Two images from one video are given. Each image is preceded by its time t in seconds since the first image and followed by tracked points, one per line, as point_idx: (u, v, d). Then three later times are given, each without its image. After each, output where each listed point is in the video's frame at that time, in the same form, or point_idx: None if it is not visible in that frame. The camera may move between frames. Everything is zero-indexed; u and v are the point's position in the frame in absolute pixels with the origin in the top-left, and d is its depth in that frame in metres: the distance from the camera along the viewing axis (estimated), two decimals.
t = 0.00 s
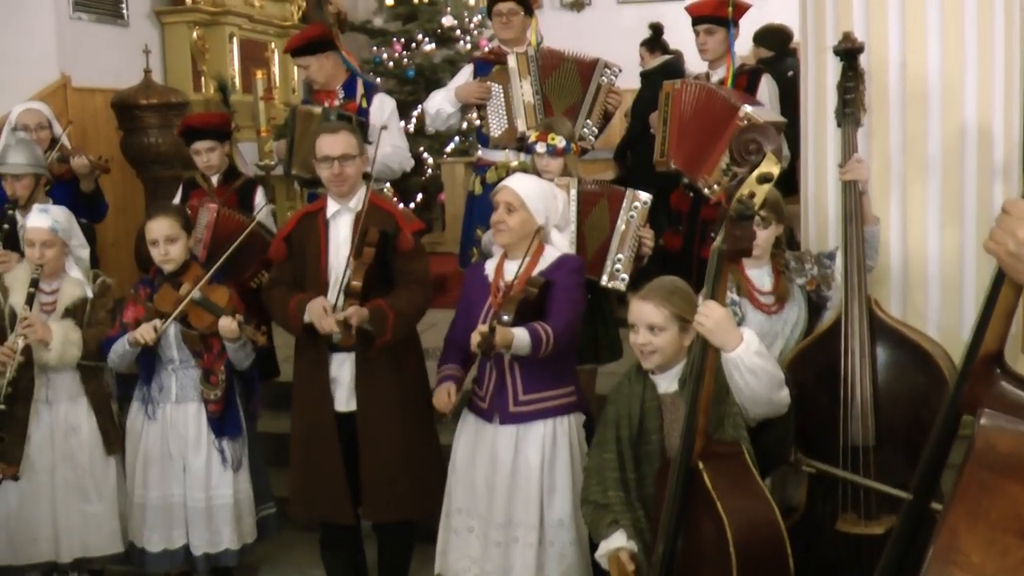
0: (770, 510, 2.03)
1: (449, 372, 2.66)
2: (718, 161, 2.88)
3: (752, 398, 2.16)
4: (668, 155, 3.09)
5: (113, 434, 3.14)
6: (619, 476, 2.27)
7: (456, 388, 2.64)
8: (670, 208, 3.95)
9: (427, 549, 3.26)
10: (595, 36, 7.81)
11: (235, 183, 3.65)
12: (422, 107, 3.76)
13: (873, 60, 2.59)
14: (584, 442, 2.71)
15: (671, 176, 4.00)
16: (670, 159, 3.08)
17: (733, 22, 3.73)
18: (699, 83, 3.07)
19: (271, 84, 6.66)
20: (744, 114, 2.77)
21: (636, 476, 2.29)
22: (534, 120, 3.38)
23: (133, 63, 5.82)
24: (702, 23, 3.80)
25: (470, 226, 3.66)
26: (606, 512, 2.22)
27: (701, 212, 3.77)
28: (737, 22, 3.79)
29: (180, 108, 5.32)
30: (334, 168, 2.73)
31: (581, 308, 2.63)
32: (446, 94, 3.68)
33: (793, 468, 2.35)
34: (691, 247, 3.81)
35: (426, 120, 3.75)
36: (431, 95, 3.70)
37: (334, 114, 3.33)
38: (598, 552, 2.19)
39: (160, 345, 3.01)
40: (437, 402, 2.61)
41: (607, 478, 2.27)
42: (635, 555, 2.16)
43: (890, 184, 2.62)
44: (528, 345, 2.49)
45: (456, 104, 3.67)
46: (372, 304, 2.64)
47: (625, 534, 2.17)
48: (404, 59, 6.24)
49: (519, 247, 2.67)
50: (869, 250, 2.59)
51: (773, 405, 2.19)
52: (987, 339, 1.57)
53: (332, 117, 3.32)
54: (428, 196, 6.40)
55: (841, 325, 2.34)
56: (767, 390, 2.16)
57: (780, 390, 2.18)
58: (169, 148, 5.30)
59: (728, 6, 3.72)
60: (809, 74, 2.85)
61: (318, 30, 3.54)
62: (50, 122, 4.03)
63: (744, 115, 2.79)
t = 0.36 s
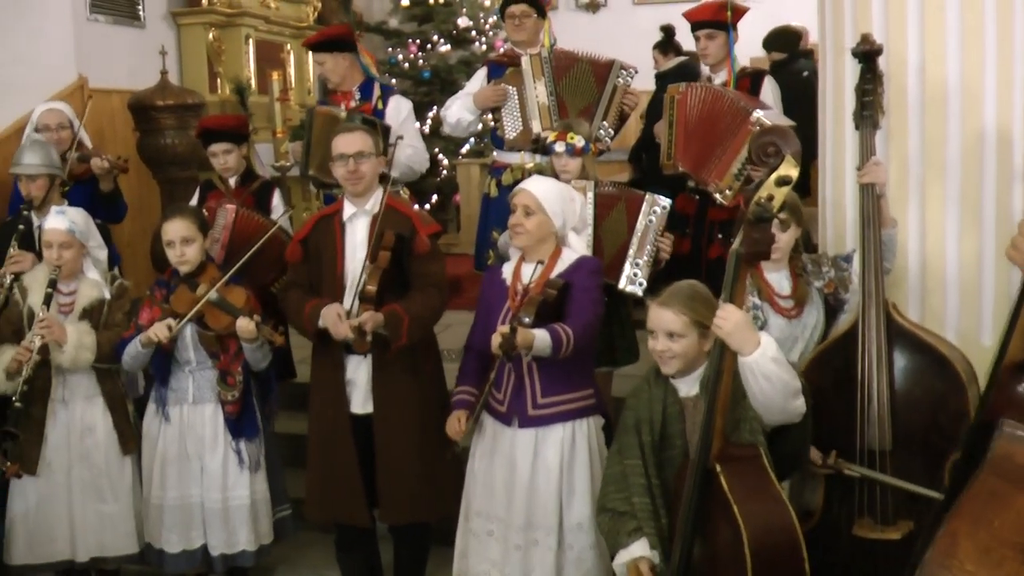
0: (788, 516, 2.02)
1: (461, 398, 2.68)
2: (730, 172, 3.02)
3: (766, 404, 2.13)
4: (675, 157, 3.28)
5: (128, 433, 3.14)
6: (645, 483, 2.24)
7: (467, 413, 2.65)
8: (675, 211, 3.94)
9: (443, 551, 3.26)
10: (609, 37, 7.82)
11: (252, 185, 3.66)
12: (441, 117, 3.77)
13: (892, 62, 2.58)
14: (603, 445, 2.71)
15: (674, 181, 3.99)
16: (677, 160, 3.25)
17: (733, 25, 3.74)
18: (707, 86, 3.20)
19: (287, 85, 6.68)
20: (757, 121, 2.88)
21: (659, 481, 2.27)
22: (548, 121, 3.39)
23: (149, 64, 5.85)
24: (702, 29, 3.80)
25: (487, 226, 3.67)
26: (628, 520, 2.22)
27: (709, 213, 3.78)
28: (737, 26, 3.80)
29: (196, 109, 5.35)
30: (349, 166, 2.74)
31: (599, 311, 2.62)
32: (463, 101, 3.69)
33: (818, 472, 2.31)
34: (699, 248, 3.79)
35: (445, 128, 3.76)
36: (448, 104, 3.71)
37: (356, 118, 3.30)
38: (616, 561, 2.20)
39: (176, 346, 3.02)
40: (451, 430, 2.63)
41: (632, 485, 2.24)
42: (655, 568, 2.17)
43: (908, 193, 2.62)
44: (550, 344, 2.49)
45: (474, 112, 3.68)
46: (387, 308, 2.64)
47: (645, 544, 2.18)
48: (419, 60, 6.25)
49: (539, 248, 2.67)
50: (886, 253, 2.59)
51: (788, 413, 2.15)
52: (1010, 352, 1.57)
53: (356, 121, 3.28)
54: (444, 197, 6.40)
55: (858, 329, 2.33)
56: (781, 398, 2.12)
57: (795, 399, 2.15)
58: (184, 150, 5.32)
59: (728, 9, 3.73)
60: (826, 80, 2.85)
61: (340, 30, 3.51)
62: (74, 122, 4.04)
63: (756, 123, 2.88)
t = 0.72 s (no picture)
0: (811, 522, 2.01)
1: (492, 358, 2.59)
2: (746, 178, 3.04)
3: (790, 410, 2.12)
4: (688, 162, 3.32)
5: (144, 431, 3.15)
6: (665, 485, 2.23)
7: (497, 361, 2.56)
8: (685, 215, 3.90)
9: (458, 552, 3.26)
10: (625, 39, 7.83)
11: (270, 184, 3.68)
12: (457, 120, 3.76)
13: (914, 65, 2.56)
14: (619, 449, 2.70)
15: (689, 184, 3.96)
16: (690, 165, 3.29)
17: (741, 32, 3.74)
18: (721, 91, 3.23)
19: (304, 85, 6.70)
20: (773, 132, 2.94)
21: (678, 482, 2.26)
22: (561, 123, 3.38)
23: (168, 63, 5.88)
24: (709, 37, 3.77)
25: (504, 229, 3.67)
26: (648, 522, 2.21)
27: (721, 218, 3.75)
28: (746, 33, 3.79)
29: (215, 108, 5.37)
30: (366, 165, 2.74)
31: (618, 316, 2.61)
32: (479, 105, 3.67)
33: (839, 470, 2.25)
34: (712, 253, 3.76)
35: (460, 131, 3.74)
36: (464, 107, 3.70)
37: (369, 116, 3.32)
38: (637, 564, 2.19)
39: (194, 344, 3.04)
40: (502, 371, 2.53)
41: (651, 486, 2.24)
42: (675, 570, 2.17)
43: (929, 199, 2.58)
44: (566, 348, 2.48)
45: (490, 115, 3.67)
46: (405, 307, 2.63)
47: (666, 546, 2.17)
48: (437, 61, 6.26)
49: (558, 249, 2.66)
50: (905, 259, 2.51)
51: (812, 419, 2.14)
52: None
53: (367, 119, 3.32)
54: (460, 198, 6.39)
55: (876, 335, 2.32)
56: (806, 406, 2.12)
57: (820, 406, 2.15)
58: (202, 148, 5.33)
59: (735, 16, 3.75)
60: (847, 84, 2.83)
61: (362, 29, 3.49)
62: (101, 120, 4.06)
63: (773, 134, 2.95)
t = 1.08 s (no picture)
0: (837, 525, 2.01)
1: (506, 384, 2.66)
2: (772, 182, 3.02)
3: (817, 420, 2.12)
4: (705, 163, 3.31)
5: (164, 427, 3.17)
6: (673, 484, 2.25)
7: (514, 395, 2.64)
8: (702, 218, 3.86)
9: (475, 553, 3.26)
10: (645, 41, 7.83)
11: (288, 182, 3.69)
12: (477, 119, 3.77)
13: (938, 73, 2.56)
14: (638, 453, 2.72)
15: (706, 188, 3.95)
16: (709, 167, 3.28)
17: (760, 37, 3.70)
18: (741, 92, 3.25)
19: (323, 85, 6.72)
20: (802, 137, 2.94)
21: (692, 485, 2.28)
22: (579, 126, 3.39)
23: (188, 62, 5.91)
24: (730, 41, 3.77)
25: (524, 233, 3.68)
26: (664, 518, 2.20)
27: (739, 220, 3.72)
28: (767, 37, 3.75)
29: (234, 108, 5.40)
30: (393, 167, 2.73)
31: (641, 320, 2.61)
32: (499, 105, 3.67)
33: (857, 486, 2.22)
34: (730, 257, 3.74)
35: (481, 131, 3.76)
36: (486, 106, 3.70)
37: (384, 116, 3.34)
38: (652, 557, 2.19)
39: (213, 343, 3.04)
40: (498, 408, 2.61)
41: (661, 485, 2.25)
42: (688, 560, 2.16)
43: (952, 206, 2.58)
44: (589, 352, 2.48)
45: (509, 116, 3.67)
46: (428, 308, 2.64)
47: (680, 541, 2.16)
48: (456, 62, 6.27)
49: (580, 253, 2.66)
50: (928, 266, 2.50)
51: (839, 430, 2.15)
52: None
53: (384, 120, 3.34)
54: (477, 200, 6.31)
55: (897, 342, 2.32)
56: (832, 418, 2.12)
57: (846, 417, 2.15)
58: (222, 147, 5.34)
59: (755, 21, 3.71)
60: (871, 89, 2.82)
61: (381, 29, 3.52)
62: (130, 118, 4.09)
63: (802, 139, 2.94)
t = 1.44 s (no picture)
0: (854, 532, 2.00)
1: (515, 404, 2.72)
2: (792, 170, 3.15)
3: (834, 426, 2.11)
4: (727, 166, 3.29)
5: (183, 426, 3.18)
6: (708, 497, 2.22)
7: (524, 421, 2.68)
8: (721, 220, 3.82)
9: (492, 554, 3.26)
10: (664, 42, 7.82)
11: (304, 181, 3.70)
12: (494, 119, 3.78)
13: (962, 75, 2.53)
14: (657, 456, 2.72)
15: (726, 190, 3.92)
16: (729, 169, 3.28)
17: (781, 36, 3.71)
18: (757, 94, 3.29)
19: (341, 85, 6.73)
20: (809, 119, 3.14)
21: (722, 496, 2.26)
22: (599, 128, 3.37)
23: (207, 62, 5.94)
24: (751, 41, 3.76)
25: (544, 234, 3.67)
26: (689, 535, 2.20)
27: (760, 223, 3.68)
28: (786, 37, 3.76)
29: (253, 107, 5.41)
30: (416, 170, 2.73)
31: (663, 320, 2.63)
32: (517, 105, 3.68)
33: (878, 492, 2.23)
34: (750, 259, 3.71)
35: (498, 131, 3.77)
36: (504, 105, 3.71)
37: (402, 116, 3.34)
38: None
39: (233, 340, 3.04)
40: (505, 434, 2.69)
41: (694, 499, 2.22)
42: None
43: (975, 211, 2.55)
44: (614, 351, 2.49)
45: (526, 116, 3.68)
46: (447, 310, 2.63)
47: (706, 562, 2.17)
48: (474, 62, 6.28)
49: (605, 253, 2.68)
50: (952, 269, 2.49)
51: (857, 438, 2.13)
52: None
53: (402, 119, 3.34)
54: (493, 201, 6.24)
55: (921, 345, 2.30)
56: (850, 421, 2.11)
57: (865, 423, 2.14)
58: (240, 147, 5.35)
59: (774, 22, 3.72)
60: (893, 91, 2.81)
61: (402, 29, 3.51)
62: (154, 118, 4.10)
63: (809, 122, 3.15)
